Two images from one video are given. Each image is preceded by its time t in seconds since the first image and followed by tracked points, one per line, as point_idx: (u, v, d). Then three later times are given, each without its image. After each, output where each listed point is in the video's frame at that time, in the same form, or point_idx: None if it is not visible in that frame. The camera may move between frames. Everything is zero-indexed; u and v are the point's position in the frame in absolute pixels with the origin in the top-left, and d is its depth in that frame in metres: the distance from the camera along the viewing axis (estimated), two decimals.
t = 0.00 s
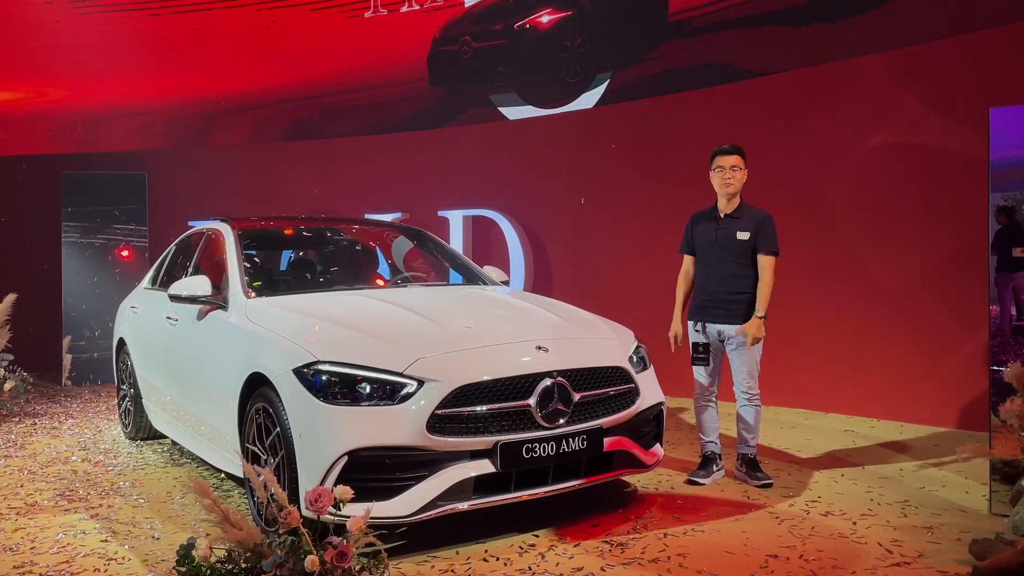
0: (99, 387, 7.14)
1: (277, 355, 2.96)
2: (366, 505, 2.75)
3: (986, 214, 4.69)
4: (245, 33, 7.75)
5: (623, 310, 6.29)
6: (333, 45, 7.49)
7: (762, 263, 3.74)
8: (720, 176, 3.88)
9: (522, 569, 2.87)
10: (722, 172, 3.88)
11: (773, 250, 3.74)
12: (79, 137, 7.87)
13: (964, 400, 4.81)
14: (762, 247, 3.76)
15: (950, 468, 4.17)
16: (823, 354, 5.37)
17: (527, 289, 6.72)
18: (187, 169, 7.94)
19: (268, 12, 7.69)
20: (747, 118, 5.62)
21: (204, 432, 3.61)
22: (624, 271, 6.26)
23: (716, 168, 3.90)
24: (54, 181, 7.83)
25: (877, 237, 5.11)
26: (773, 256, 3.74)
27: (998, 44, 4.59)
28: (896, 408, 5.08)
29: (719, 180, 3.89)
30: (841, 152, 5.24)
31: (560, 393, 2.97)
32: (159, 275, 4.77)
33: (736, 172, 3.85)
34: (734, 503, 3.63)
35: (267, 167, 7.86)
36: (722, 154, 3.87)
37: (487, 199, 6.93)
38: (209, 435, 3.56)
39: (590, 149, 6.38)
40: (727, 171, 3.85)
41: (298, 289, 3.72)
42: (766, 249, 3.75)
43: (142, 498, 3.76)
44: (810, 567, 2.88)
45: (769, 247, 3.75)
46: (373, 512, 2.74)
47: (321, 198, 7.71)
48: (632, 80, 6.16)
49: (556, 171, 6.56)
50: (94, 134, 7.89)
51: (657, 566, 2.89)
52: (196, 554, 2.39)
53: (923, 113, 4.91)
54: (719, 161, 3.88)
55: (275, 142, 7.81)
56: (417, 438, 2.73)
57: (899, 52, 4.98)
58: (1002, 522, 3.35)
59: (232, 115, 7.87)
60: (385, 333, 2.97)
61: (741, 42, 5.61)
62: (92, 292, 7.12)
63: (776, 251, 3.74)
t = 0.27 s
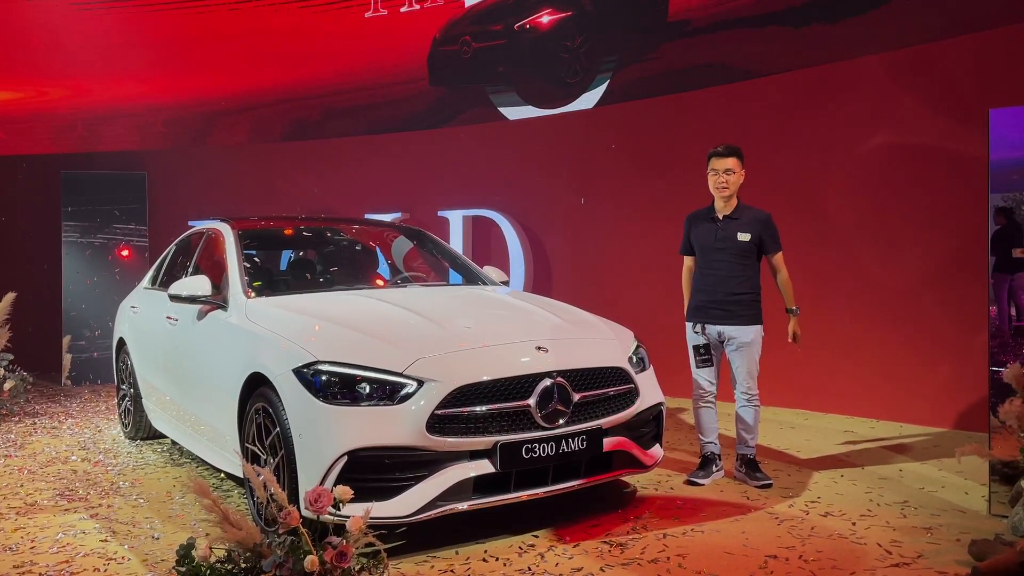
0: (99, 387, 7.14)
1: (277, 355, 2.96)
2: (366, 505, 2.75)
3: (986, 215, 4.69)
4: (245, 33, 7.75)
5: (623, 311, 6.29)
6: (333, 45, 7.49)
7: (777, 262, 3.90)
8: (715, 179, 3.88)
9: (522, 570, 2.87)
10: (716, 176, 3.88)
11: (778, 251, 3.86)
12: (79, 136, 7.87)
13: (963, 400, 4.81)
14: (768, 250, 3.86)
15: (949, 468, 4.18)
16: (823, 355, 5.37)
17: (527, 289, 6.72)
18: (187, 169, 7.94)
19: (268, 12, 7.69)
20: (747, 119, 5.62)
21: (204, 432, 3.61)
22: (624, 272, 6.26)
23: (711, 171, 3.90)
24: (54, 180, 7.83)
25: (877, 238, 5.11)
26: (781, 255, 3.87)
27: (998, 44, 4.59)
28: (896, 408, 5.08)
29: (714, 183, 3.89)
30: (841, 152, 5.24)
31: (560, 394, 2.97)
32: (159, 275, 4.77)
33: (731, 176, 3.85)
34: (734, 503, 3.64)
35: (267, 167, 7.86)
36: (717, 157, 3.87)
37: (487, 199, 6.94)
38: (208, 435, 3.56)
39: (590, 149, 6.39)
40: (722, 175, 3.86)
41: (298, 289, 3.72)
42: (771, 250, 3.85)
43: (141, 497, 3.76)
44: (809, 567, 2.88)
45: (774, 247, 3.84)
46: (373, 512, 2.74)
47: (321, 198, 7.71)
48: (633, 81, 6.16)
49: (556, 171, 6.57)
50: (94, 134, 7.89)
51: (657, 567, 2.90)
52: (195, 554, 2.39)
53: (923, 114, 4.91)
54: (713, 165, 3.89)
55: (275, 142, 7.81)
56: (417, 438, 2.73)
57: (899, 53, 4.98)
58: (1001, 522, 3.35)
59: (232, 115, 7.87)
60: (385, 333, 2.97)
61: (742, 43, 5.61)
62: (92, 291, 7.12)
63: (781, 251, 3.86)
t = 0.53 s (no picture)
0: (99, 386, 7.15)
1: (277, 354, 2.97)
2: (366, 504, 2.75)
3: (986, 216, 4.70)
4: (245, 32, 7.74)
5: (623, 311, 6.29)
6: (333, 45, 7.47)
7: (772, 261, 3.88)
8: (715, 180, 3.89)
9: (522, 569, 2.88)
10: (716, 177, 3.88)
11: (778, 248, 3.86)
12: (80, 136, 7.87)
13: (963, 401, 4.82)
14: (767, 247, 3.85)
15: (949, 468, 4.18)
16: (823, 355, 5.37)
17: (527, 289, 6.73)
18: (188, 169, 7.95)
19: (268, 11, 7.68)
20: (748, 119, 5.62)
21: (204, 431, 3.62)
22: (624, 272, 6.26)
23: (711, 172, 3.90)
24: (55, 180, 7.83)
25: (877, 238, 5.11)
26: (780, 253, 3.86)
27: (999, 45, 4.59)
28: (895, 408, 5.09)
29: (714, 184, 3.89)
30: (841, 153, 5.25)
31: (560, 393, 2.98)
32: (159, 274, 4.77)
33: (731, 177, 3.85)
34: (734, 503, 3.64)
35: (267, 167, 7.87)
36: (717, 158, 3.87)
37: (487, 199, 6.94)
38: (209, 434, 3.57)
39: (590, 149, 6.39)
40: (722, 175, 3.86)
41: (298, 289, 3.72)
42: (771, 248, 3.85)
43: (142, 497, 3.76)
44: (809, 567, 2.89)
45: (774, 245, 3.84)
46: (373, 511, 2.75)
47: (321, 198, 7.72)
48: (633, 81, 6.16)
49: (556, 171, 6.57)
50: (94, 133, 7.89)
51: (657, 566, 2.90)
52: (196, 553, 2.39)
53: (923, 114, 4.92)
54: (712, 166, 3.89)
55: (275, 141, 7.81)
56: (417, 438, 2.74)
57: (900, 53, 4.98)
58: (1000, 522, 3.36)
59: (232, 114, 7.87)
60: (385, 333, 2.98)
61: (742, 43, 5.60)
62: (92, 291, 7.12)
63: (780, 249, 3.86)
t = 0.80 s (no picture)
0: (99, 385, 7.15)
1: (277, 354, 2.97)
2: (366, 503, 2.76)
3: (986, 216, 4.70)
4: (245, 32, 7.73)
5: (623, 310, 6.30)
6: (333, 45, 7.47)
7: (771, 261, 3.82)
8: (721, 176, 3.88)
9: (522, 569, 2.88)
10: (722, 172, 3.88)
11: (777, 249, 3.84)
12: (80, 136, 7.87)
13: (962, 401, 4.82)
14: (768, 248, 3.85)
15: (948, 468, 4.18)
16: (823, 355, 5.38)
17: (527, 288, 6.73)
18: (188, 168, 7.95)
19: (269, 11, 7.68)
20: (748, 119, 5.62)
21: (204, 430, 3.62)
22: (624, 272, 6.26)
23: (717, 169, 3.90)
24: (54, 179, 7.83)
25: (877, 238, 5.12)
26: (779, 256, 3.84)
27: (1000, 45, 4.59)
28: (895, 408, 5.09)
29: (719, 180, 3.89)
30: (841, 153, 5.25)
31: (560, 393, 2.98)
32: (159, 274, 4.78)
33: (736, 173, 3.86)
34: (734, 503, 3.64)
35: (267, 166, 7.87)
36: (723, 155, 3.87)
37: (487, 199, 6.94)
38: (209, 433, 3.57)
39: (591, 149, 6.39)
40: (728, 172, 3.86)
41: (298, 288, 3.72)
42: (771, 248, 3.85)
43: (142, 496, 3.76)
44: (809, 566, 2.89)
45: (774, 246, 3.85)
46: (373, 511, 2.75)
47: (321, 197, 7.72)
48: (633, 81, 6.16)
49: (556, 171, 6.57)
50: (94, 132, 7.88)
51: (657, 566, 2.90)
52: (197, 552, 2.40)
53: (924, 114, 4.92)
54: (719, 162, 3.89)
55: (275, 141, 7.81)
56: (417, 437, 2.74)
57: (900, 53, 4.98)
58: (1000, 522, 3.36)
59: (232, 114, 7.86)
60: (386, 332, 2.98)
61: (742, 43, 5.61)
62: (92, 290, 7.12)
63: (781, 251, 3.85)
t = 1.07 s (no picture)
0: (99, 384, 7.15)
1: (277, 352, 2.97)
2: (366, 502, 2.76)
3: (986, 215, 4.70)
4: (245, 31, 7.73)
5: (623, 309, 6.29)
6: (333, 43, 7.46)
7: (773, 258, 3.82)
8: (722, 172, 3.88)
9: (521, 567, 2.88)
10: (724, 169, 3.87)
11: (778, 247, 3.85)
12: (79, 134, 7.87)
13: (962, 400, 4.82)
14: (768, 247, 3.87)
15: (948, 467, 4.18)
16: (822, 354, 5.38)
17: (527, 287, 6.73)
18: (188, 167, 7.95)
19: (268, 10, 7.67)
20: (748, 118, 5.62)
21: (203, 428, 3.62)
22: (624, 271, 6.26)
23: (718, 165, 3.90)
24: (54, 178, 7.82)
25: (877, 237, 5.11)
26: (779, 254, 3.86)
27: (1000, 44, 4.59)
28: (895, 407, 5.09)
29: (720, 177, 3.88)
30: (841, 152, 5.25)
31: (560, 392, 2.98)
32: (159, 272, 4.77)
33: (737, 170, 3.86)
34: (733, 501, 3.64)
35: (267, 165, 7.86)
36: (724, 152, 3.87)
37: (487, 198, 6.94)
38: (208, 432, 3.57)
39: (590, 148, 6.39)
40: (728, 168, 3.86)
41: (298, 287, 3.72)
42: (770, 247, 3.86)
43: (141, 494, 3.76)
44: (809, 565, 2.89)
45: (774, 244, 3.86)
46: (373, 509, 2.75)
47: (321, 196, 7.72)
48: (633, 80, 6.16)
49: (556, 170, 6.57)
50: (94, 131, 7.88)
51: (657, 565, 2.90)
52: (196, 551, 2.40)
53: (924, 113, 4.91)
54: (721, 158, 3.88)
55: (275, 140, 7.81)
56: (417, 436, 2.74)
57: (900, 52, 4.98)
58: (999, 521, 3.36)
59: (232, 113, 7.86)
60: (386, 331, 2.98)
61: (742, 43, 5.60)
62: (92, 289, 7.12)
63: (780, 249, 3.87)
